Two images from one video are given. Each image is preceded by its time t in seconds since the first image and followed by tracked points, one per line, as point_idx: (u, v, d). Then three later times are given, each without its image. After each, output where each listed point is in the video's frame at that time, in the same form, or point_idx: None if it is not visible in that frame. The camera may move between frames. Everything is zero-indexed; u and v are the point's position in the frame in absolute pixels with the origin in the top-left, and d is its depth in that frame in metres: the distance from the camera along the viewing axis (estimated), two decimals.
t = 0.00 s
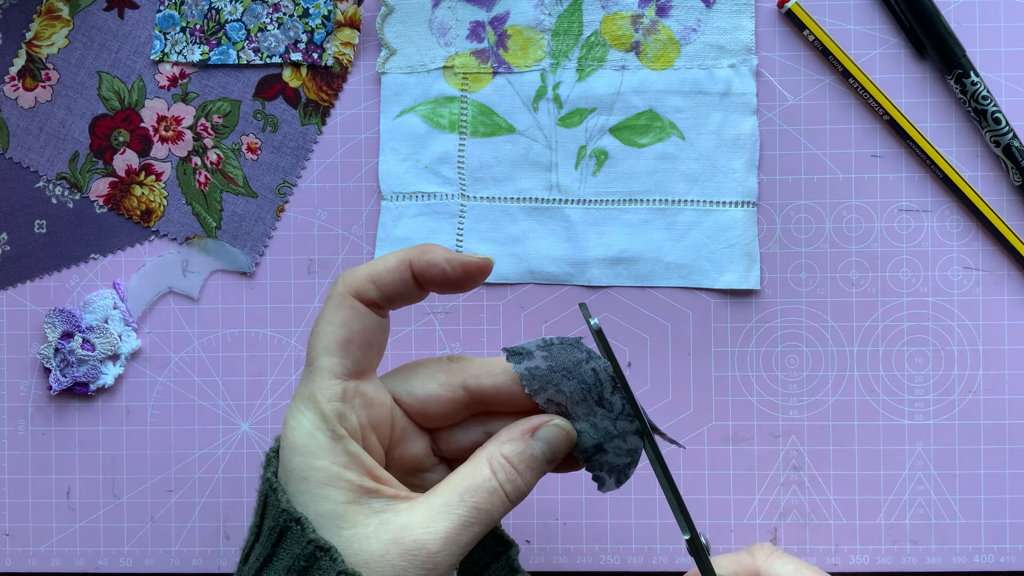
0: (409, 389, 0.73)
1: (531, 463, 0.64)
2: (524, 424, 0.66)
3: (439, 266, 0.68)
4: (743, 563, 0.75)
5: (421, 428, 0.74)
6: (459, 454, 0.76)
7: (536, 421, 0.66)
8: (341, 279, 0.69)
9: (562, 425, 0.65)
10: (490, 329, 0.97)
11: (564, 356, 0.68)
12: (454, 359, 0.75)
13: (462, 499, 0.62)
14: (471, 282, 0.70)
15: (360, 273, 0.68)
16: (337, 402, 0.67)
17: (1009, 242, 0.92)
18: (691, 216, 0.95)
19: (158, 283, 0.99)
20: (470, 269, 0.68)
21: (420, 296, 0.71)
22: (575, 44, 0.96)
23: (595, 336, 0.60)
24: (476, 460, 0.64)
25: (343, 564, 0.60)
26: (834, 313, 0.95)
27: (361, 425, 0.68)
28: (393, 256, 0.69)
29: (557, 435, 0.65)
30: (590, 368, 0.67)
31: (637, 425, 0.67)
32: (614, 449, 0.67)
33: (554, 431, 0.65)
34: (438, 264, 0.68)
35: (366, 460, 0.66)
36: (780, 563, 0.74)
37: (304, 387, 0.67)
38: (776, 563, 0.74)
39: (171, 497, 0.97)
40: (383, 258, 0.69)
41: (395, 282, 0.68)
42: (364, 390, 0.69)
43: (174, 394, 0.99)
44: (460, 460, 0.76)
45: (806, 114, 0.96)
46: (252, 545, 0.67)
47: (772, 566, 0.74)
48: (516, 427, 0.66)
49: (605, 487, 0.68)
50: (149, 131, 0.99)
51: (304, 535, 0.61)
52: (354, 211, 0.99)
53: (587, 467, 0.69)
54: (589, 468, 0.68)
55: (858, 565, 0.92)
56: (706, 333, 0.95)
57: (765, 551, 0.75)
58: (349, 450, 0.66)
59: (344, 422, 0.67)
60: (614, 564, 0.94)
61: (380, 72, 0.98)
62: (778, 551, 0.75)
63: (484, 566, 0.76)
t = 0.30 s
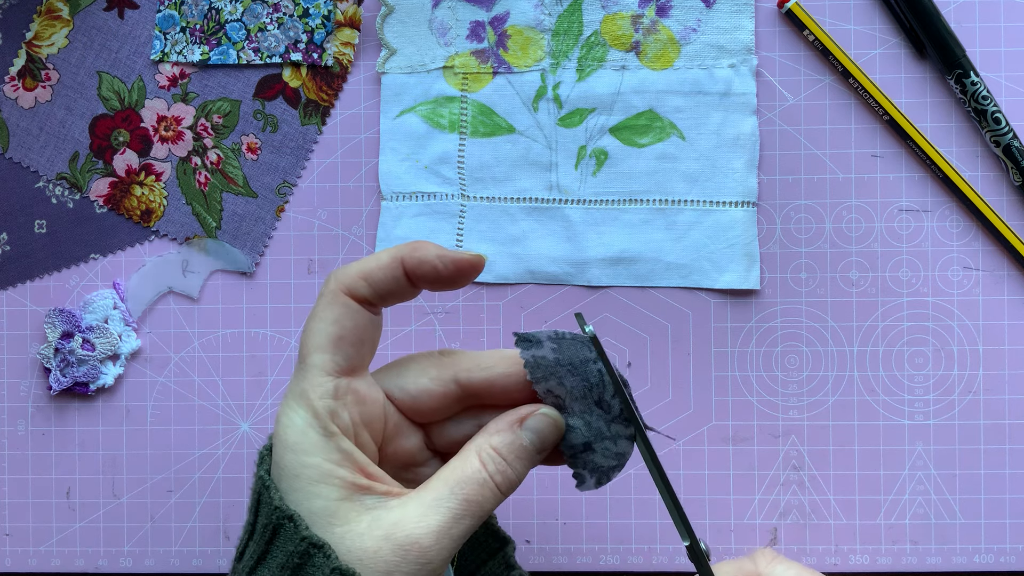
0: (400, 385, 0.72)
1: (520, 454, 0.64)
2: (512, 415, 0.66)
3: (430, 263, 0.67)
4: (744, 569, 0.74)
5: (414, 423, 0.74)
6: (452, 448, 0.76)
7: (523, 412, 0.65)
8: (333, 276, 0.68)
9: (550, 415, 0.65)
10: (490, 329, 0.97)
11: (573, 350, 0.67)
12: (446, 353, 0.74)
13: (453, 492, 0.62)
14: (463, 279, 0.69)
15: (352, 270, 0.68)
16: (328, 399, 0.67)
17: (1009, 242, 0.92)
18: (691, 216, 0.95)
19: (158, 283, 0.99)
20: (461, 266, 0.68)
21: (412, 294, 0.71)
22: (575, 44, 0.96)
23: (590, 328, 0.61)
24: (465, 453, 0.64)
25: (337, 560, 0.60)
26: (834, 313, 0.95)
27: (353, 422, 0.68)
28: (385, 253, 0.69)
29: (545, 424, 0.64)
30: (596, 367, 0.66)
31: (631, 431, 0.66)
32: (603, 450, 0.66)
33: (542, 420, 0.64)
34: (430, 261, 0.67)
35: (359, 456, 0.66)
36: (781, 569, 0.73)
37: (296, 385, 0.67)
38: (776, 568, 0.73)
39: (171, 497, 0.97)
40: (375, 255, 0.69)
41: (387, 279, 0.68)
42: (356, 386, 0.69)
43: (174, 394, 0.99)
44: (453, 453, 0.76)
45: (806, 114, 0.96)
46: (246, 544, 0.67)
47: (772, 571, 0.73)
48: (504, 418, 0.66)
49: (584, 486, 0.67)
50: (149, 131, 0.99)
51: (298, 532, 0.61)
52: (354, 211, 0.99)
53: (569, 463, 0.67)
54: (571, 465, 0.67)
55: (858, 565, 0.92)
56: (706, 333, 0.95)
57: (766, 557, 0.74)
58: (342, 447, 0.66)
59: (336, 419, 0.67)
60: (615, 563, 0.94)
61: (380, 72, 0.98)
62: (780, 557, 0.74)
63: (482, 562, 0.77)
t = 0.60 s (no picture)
0: (399, 383, 0.73)
1: (517, 450, 0.63)
2: (510, 412, 0.66)
3: (431, 263, 0.68)
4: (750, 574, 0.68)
5: (412, 422, 0.75)
6: (450, 446, 0.76)
7: (520, 408, 0.65)
8: (333, 276, 0.68)
9: (547, 412, 0.64)
10: (490, 329, 0.97)
11: (586, 351, 0.66)
12: (444, 352, 0.75)
13: (450, 489, 0.62)
14: (463, 279, 0.70)
15: (353, 269, 0.68)
16: (327, 397, 0.66)
17: (1009, 242, 0.92)
18: (691, 216, 0.95)
19: (158, 283, 0.99)
20: (462, 266, 0.68)
21: (412, 294, 0.71)
22: (575, 45, 0.96)
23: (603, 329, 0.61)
24: (463, 450, 0.64)
25: (335, 559, 0.60)
26: (834, 313, 0.95)
27: (351, 421, 0.68)
28: (386, 252, 0.69)
29: (542, 420, 0.64)
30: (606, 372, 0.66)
31: (627, 437, 0.67)
32: (597, 454, 0.66)
33: (538, 417, 0.64)
34: (430, 261, 0.68)
35: (358, 455, 0.66)
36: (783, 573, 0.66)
37: (295, 383, 0.67)
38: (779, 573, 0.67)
39: (171, 497, 0.97)
40: (376, 255, 0.69)
41: (388, 278, 0.68)
42: (355, 386, 0.69)
43: (174, 394, 0.99)
44: (451, 453, 0.77)
45: (806, 114, 0.96)
46: (245, 543, 0.67)
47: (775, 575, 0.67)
48: (501, 415, 0.66)
49: (571, 487, 0.66)
50: (149, 131, 0.99)
51: (296, 531, 0.61)
52: (354, 211, 0.99)
53: (560, 462, 0.67)
54: (562, 464, 0.66)
55: (858, 565, 0.92)
56: (706, 333, 0.95)
57: (772, 563, 0.69)
58: (340, 446, 0.66)
59: (335, 418, 0.66)
60: (614, 563, 0.94)
61: (380, 72, 0.98)
62: (785, 563, 0.69)
63: (480, 561, 0.77)
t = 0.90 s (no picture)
0: (413, 399, 0.73)
1: (538, 473, 0.63)
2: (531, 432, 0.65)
3: (448, 275, 0.67)
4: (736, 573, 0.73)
5: (425, 437, 0.75)
6: (461, 464, 0.76)
7: (542, 430, 0.65)
8: (349, 286, 0.68)
9: (569, 435, 0.64)
10: (490, 329, 0.97)
11: (604, 380, 0.66)
12: (460, 369, 0.75)
13: (467, 509, 0.61)
14: (480, 292, 0.69)
15: (369, 281, 0.68)
16: (342, 410, 0.66)
17: (1009, 242, 0.92)
18: (691, 216, 0.95)
19: (158, 283, 0.99)
20: (480, 279, 0.68)
21: (427, 305, 0.71)
22: (575, 45, 0.96)
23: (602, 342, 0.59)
24: (481, 469, 0.64)
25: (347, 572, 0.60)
26: (834, 313, 0.95)
27: (365, 433, 0.68)
28: (403, 264, 0.69)
29: (564, 445, 0.64)
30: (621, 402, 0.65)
31: (643, 469, 0.66)
32: (611, 480, 0.65)
33: (561, 440, 0.63)
34: (447, 274, 0.68)
35: (371, 468, 0.66)
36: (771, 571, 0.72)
37: (309, 395, 0.67)
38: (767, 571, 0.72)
39: (171, 497, 0.97)
40: (393, 266, 0.69)
41: (404, 290, 0.68)
42: (370, 398, 0.69)
43: (174, 394, 0.99)
44: (462, 470, 0.76)
45: (806, 114, 0.96)
46: (252, 554, 0.66)
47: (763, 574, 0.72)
48: (523, 436, 0.65)
49: (585, 508, 0.66)
50: (149, 131, 0.99)
51: (307, 542, 0.61)
52: (354, 211, 0.99)
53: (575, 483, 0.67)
54: (578, 485, 0.66)
55: (858, 565, 0.92)
56: (706, 333, 0.95)
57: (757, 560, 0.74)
58: (354, 459, 0.66)
59: (349, 430, 0.67)
60: (614, 563, 0.94)
61: (380, 72, 0.98)
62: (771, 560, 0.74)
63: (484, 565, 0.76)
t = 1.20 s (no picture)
0: (430, 415, 0.73)
1: (554, 494, 0.63)
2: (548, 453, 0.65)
3: (469, 292, 0.68)
4: (732, 551, 0.74)
5: (438, 453, 0.74)
6: (474, 481, 0.75)
7: (559, 451, 0.65)
8: (368, 300, 0.68)
9: (587, 457, 0.64)
10: (490, 329, 0.97)
11: (617, 401, 0.65)
12: (476, 387, 0.76)
13: (484, 530, 0.62)
14: (499, 310, 0.69)
15: (388, 295, 0.68)
16: (359, 426, 0.66)
17: (1009, 242, 0.92)
18: (691, 216, 0.95)
19: (158, 283, 0.99)
20: (500, 296, 0.68)
21: (446, 319, 0.71)
22: (575, 45, 0.96)
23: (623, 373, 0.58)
24: (498, 489, 0.64)
25: None
26: (834, 313, 0.95)
27: (382, 449, 0.68)
28: (422, 279, 0.69)
29: (581, 466, 0.64)
30: (636, 422, 0.64)
31: (661, 486, 0.65)
32: (629, 497, 0.65)
33: (578, 461, 0.64)
34: (467, 290, 0.68)
35: (387, 484, 0.66)
36: (769, 551, 0.73)
37: (326, 409, 0.67)
38: (765, 551, 0.73)
39: (171, 497, 0.97)
40: (412, 281, 0.69)
41: (423, 305, 0.68)
42: (386, 413, 0.69)
43: (174, 394, 0.99)
44: (474, 487, 0.76)
45: (806, 114, 0.96)
46: (265, 562, 0.67)
47: (760, 553, 0.73)
48: (539, 456, 0.65)
49: (605, 524, 0.67)
50: (149, 131, 0.99)
51: (318, 557, 0.61)
52: (354, 211, 0.99)
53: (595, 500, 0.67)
54: (596, 503, 0.66)
55: (858, 565, 0.92)
56: (706, 333, 0.95)
57: (753, 538, 0.75)
58: (370, 475, 0.65)
59: (366, 446, 0.66)
60: (614, 563, 0.94)
61: (380, 72, 0.98)
62: (768, 538, 0.75)
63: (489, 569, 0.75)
